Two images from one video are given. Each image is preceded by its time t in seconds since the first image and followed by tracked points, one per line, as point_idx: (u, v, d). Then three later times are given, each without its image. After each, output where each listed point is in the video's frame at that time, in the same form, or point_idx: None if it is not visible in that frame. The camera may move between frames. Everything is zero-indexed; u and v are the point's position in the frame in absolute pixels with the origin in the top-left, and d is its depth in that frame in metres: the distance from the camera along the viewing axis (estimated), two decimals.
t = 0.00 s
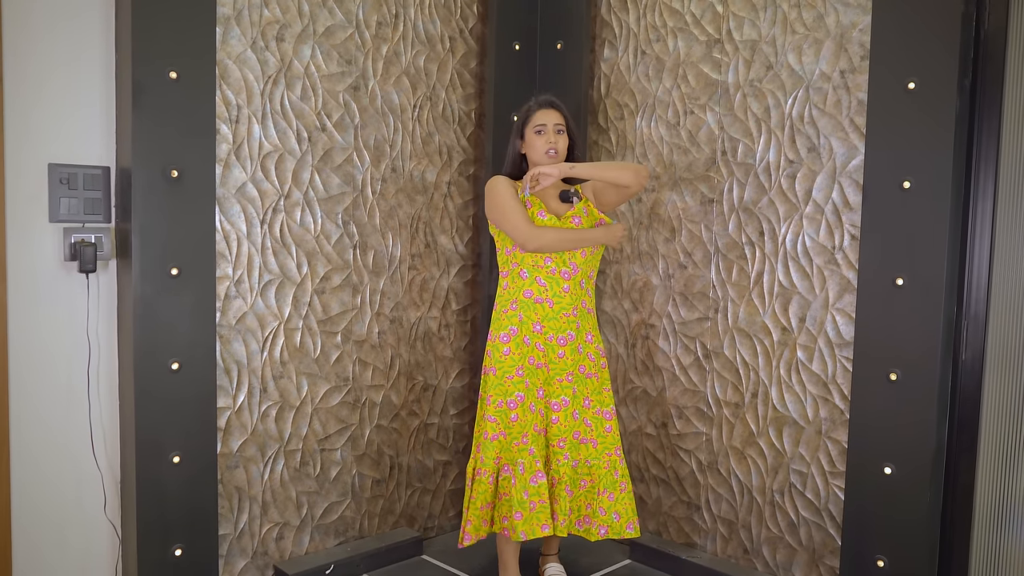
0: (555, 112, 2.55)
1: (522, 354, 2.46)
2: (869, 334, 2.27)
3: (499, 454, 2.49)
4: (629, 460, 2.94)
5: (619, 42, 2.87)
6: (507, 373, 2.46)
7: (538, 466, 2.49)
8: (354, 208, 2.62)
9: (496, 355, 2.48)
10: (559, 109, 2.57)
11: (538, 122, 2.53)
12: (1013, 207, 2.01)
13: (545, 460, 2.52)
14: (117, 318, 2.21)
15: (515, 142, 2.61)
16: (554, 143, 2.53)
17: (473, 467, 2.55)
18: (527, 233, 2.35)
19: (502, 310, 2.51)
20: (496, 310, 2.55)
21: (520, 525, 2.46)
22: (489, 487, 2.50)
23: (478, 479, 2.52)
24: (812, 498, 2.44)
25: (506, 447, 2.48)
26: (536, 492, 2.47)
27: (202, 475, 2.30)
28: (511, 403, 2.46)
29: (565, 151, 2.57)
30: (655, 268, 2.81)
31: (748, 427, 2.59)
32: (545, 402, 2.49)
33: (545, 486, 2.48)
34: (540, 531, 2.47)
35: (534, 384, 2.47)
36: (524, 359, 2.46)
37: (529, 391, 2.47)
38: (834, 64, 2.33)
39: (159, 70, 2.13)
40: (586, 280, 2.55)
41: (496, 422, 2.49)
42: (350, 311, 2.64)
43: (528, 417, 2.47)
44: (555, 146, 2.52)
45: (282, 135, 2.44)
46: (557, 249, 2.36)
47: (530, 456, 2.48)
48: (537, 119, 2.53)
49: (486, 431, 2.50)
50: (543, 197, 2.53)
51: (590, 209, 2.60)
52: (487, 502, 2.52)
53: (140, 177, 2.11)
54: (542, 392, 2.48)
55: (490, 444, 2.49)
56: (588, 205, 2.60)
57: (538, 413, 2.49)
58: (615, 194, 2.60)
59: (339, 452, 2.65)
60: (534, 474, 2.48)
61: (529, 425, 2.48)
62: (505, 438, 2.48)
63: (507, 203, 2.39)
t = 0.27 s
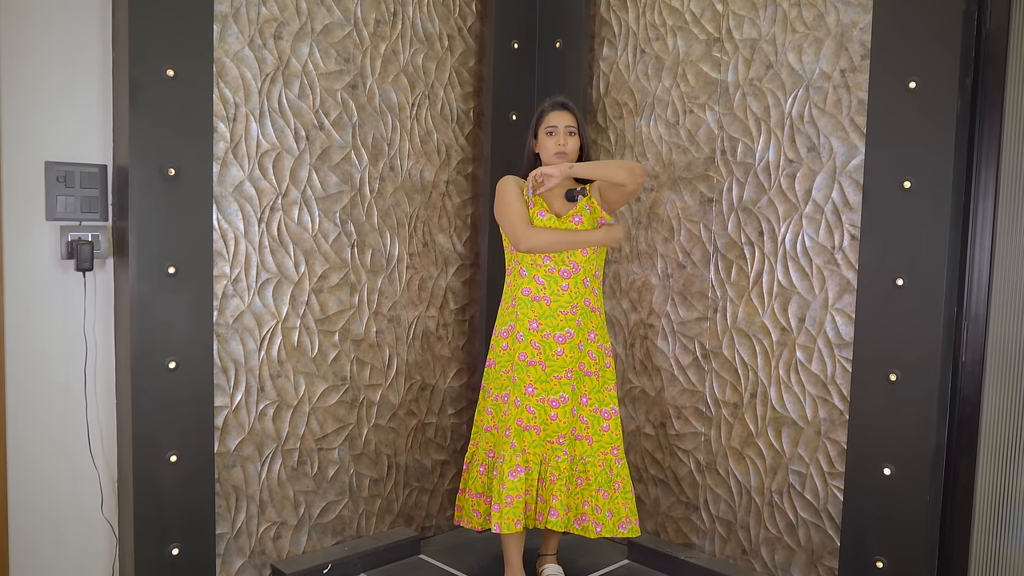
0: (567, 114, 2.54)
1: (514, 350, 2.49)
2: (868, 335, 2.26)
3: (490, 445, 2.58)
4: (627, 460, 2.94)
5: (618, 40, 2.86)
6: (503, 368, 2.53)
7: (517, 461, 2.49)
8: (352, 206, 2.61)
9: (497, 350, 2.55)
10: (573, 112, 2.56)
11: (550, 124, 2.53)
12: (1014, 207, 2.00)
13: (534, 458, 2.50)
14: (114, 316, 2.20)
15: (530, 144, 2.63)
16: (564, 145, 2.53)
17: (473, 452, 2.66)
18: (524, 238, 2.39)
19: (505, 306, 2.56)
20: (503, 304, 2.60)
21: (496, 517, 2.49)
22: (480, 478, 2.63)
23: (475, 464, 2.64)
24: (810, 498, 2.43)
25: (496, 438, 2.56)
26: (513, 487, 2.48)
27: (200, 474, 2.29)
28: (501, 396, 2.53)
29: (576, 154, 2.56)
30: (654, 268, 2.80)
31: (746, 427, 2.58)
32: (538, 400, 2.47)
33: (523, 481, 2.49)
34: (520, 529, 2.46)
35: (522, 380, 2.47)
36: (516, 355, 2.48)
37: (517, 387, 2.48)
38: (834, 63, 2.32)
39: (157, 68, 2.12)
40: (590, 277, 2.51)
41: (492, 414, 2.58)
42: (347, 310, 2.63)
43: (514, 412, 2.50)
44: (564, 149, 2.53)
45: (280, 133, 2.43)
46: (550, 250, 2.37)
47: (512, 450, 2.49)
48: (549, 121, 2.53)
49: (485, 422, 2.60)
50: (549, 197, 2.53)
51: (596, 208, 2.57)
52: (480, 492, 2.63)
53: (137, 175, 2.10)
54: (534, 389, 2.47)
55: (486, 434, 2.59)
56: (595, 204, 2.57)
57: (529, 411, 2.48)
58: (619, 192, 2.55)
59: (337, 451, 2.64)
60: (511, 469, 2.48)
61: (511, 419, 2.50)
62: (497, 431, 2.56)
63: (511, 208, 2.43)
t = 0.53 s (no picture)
0: (574, 112, 2.53)
1: (515, 344, 2.48)
2: (870, 333, 2.25)
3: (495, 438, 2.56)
4: (628, 458, 2.93)
5: (619, 37, 2.84)
6: (505, 362, 2.51)
7: (510, 453, 2.50)
8: (352, 203, 2.60)
9: (502, 344, 2.55)
10: (580, 110, 2.54)
11: (556, 122, 2.52)
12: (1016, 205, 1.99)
13: (533, 453, 2.48)
14: (113, 313, 2.19)
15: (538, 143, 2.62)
16: (569, 143, 2.51)
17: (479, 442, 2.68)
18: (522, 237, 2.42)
19: (510, 301, 2.55)
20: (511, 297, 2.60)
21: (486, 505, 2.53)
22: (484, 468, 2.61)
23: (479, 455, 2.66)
24: (812, 497, 2.42)
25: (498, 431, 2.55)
26: (503, 477, 2.51)
27: (199, 471, 2.28)
28: (503, 390, 2.52)
29: (582, 152, 2.55)
30: (655, 265, 2.79)
31: (748, 425, 2.57)
32: (538, 395, 2.46)
33: (515, 473, 2.50)
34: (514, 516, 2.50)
35: (521, 375, 2.46)
36: (516, 350, 2.47)
37: (517, 381, 2.46)
38: (837, 59, 2.30)
39: (156, 64, 2.11)
40: (592, 275, 2.49)
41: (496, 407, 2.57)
42: (347, 307, 2.62)
43: (513, 405, 2.48)
44: (570, 147, 2.51)
45: (279, 129, 2.42)
46: (549, 248, 2.39)
47: (506, 443, 2.50)
48: (556, 120, 2.52)
49: (491, 415, 2.59)
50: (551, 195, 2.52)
51: (598, 206, 2.56)
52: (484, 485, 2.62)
53: (136, 172, 2.09)
54: (535, 385, 2.45)
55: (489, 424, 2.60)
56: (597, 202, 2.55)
57: (528, 406, 2.46)
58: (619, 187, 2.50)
59: (337, 449, 2.63)
60: (504, 460, 2.50)
61: (507, 412, 2.49)
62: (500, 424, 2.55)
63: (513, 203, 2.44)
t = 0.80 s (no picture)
0: (572, 112, 2.52)
1: (513, 342, 2.47)
2: (868, 333, 2.25)
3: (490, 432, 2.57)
4: (626, 458, 2.92)
5: (618, 35, 2.83)
6: (504, 360, 2.51)
7: (506, 450, 2.48)
8: (348, 201, 2.59)
9: (501, 342, 2.53)
10: (578, 110, 2.53)
11: (554, 122, 2.51)
12: (1015, 204, 1.98)
13: (531, 451, 2.47)
14: (108, 311, 2.18)
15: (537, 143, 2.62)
16: (567, 143, 2.50)
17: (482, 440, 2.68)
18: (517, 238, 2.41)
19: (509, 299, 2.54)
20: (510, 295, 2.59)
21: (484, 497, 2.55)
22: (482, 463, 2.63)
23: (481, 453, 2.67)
24: (810, 497, 2.42)
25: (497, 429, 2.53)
26: (499, 474, 2.50)
27: (194, 470, 2.27)
28: (502, 388, 2.51)
29: (581, 152, 2.53)
30: (653, 264, 2.78)
31: (746, 425, 2.56)
32: (536, 393, 2.44)
33: (511, 470, 2.48)
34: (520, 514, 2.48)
35: (519, 373, 2.45)
36: (515, 349, 2.46)
37: (515, 380, 2.45)
38: (836, 58, 2.29)
39: (152, 61, 2.10)
40: (590, 273, 2.48)
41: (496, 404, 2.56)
42: (344, 305, 2.61)
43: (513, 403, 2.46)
44: (568, 147, 2.50)
45: (276, 127, 2.40)
46: (543, 245, 2.37)
47: (504, 440, 2.48)
48: (553, 120, 2.51)
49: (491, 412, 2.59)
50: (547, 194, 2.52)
51: (596, 204, 2.54)
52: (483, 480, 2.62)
53: (131, 170, 2.08)
54: (532, 382, 2.44)
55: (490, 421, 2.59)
56: (595, 200, 2.54)
57: (526, 404, 2.45)
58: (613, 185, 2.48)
59: (333, 448, 2.62)
60: (501, 457, 2.49)
61: (505, 410, 2.47)
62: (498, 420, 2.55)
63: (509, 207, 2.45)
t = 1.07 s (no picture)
0: (571, 111, 2.50)
1: (510, 342, 2.46)
2: (868, 332, 2.23)
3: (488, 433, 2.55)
4: (625, 458, 2.90)
5: (617, 33, 2.82)
6: (500, 360, 2.49)
7: (505, 452, 2.45)
8: (346, 200, 2.57)
9: (497, 343, 2.52)
10: (577, 108, 2.51)
11: (553, 121, 2.50)
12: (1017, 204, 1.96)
13: (528, 451, 2.45)
14: (103, 310, 2.16)
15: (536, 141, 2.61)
16: (566, 143, 2.49)
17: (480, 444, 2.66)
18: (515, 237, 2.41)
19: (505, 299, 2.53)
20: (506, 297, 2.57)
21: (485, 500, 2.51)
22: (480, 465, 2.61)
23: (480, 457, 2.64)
24: (810, 498, 2.40)
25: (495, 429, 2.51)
26: (499, 475, 2.47)
27: (190, 470, 2.26)
28: (498, 388, 2.49)
29: (580, 151, 2.52)
30: (652, 263, 2.77)
31: (746, 425, 2.55)
32: (532, 393, 2.43)
33: (511, 471, 2.46)
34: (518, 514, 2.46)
35: (515, 374, 2.43)
36: (511, 348, 2.44)
37: (512, 380, 2.44)
38: (837, 56, 2.28)
39: (148, 58, 2.08)
40: (588, 272, 2.46)
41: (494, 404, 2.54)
42: (341, 305, 2.59)
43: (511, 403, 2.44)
44: (566, 146, 2.49)
45: (273, 125, 2.39)
46: (540, 244, 2.37)
47: (503, 441, 2.46)
48: (552, 119, 2.49)
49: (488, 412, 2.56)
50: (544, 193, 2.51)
51: (594, 202, 2.53)
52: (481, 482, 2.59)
53: (126, 168, 2.07)
54: (528, 382, 2.43)
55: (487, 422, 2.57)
56: (592, 198, 2.53)
57: (523, 404, 2.43)
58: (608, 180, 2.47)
59: (331, 448, 2.61)
60: (500, 458, 2.46)
61: (502, 411, 2.45)
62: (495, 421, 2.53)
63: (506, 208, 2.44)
